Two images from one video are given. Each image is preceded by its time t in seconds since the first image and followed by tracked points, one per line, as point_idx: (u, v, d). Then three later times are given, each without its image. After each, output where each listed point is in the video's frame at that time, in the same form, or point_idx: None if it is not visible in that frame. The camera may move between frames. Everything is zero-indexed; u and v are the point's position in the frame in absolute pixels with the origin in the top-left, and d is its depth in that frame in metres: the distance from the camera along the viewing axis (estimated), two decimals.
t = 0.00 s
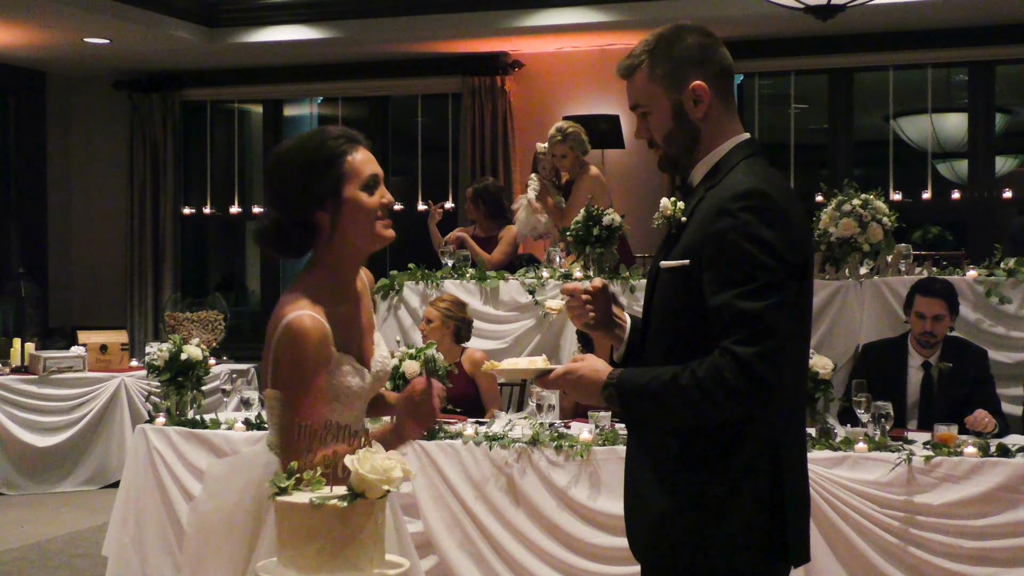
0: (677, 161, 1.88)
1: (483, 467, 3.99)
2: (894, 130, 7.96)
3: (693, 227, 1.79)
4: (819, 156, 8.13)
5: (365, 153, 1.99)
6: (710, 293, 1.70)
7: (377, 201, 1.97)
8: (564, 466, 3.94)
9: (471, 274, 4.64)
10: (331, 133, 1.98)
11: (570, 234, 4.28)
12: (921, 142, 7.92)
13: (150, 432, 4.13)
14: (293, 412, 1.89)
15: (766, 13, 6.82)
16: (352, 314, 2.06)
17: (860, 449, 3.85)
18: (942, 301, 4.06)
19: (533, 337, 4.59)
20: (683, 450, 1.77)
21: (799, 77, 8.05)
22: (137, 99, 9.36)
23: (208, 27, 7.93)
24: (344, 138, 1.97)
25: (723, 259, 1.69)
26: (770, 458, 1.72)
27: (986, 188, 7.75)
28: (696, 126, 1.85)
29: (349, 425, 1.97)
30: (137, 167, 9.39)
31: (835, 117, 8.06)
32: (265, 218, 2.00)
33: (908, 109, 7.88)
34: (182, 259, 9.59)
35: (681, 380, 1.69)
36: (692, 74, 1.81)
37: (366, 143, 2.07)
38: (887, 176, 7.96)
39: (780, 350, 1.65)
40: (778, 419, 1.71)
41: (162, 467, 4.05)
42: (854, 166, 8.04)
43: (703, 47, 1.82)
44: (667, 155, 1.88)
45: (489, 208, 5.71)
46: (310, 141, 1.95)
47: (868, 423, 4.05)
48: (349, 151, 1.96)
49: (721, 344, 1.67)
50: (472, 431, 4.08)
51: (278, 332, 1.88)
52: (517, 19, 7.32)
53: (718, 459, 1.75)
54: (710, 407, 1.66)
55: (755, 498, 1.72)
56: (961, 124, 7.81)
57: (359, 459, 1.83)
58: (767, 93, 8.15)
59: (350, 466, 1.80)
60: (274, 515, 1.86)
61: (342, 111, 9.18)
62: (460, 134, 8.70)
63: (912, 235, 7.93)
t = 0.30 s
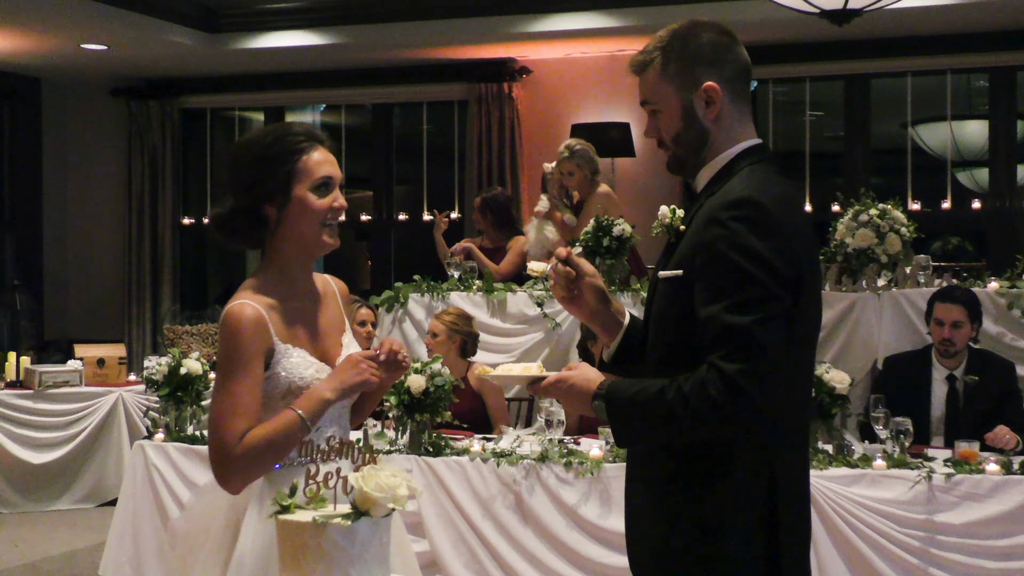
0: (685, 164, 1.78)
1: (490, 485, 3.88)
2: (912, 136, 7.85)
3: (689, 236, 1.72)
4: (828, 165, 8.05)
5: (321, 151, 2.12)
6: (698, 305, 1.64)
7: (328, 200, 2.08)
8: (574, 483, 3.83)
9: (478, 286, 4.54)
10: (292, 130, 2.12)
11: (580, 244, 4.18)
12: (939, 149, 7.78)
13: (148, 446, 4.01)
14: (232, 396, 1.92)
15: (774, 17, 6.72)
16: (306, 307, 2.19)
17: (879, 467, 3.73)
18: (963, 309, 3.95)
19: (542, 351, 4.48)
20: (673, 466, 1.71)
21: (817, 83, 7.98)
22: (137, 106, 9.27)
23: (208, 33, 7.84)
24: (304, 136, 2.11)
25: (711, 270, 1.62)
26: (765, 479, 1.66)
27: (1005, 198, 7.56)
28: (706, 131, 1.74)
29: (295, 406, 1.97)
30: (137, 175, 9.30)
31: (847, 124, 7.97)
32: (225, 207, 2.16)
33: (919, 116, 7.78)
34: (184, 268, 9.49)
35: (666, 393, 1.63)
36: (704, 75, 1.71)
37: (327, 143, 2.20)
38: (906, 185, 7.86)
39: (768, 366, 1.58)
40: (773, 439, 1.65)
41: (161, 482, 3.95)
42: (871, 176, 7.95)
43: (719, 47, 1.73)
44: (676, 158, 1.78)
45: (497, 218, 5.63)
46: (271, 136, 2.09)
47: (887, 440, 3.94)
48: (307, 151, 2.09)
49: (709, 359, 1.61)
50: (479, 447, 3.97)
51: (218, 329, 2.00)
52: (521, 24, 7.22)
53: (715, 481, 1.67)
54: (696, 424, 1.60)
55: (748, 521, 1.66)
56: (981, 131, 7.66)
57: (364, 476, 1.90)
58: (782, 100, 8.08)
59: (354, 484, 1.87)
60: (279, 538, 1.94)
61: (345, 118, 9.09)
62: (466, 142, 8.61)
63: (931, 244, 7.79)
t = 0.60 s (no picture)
0: (708, 168, 1.70)
1: (509, 500, 3.79)
2: (941, 143, 7.77)
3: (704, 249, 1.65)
4: (849, 172, 7.96)
5: (310, 168, 2.11)
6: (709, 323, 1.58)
7: (314, 216, 2.05)
8: (594, 498, 3.74)
9: (496, 297, 4.48)
10: (283, 147, 2.12)
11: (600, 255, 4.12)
12: (971, 156, 7.71)
13: (162, 461, 3.93)
14: (226, 412, 1.91)
15: (795, 22, 6.63)
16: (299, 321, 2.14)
17: (908, 482, 3.63)
18: (981, 321, 3.89)
19: (561, 364, 4.40)
20: (683, 488, 1.64)
21: (841, 89, 7.87)
22: (149, 113, 9.23)
23: (223, 39, 7.78)
24: (292, 152, 2.10)
25: (722, 287, 1.56)
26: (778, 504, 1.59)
27: None
28: (730, 132, 1.66)
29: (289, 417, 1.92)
30: (150, 182, 9.25)
31: (870, 129, 7.88)
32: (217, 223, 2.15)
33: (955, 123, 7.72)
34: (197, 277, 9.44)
35: (677, 417, 1.57)
36: (729, 73, 1.62)
37: (322, 162, 2.19)
38: (934, 194, 7.76)
39: (780, 392, 1.51)
40: (787, 462, 1.59)
41: (174, 497, 3.88)
42: (897, 184, 7.84)
43: (747, 46, 1.64)
44: (698, 161, 1.70)
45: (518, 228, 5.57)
46: (260, 152, 2.09)
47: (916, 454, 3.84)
48: (295, 166, 2.08)
49: (719, 383, 1.54)
50: (498, 461, 3.89)
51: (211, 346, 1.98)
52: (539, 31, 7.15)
53: (731, 505, 1.60)
54: (706, 446, 1.53)
55: (757, 548, 1.59)
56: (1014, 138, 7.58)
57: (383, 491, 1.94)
58: (806, 106, 7.97)
59: (372, 499, 1.91)
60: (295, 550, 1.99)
61: (361, 126, 9.04)
62: (485, 150, 8.54)
63: (959, 254, 7.67)
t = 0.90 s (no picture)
0: (731, 160, 1.67)
1: (529, 501, 3.78)
2: (963, 145, 7.74)
3: (732, 252, 1.65)
4: (869, 174, 7.93)
5: (331, 171, 2.13)
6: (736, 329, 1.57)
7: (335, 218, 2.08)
8: (615, 500, 3.73)
9: (517, 299, 4.51)
10: (304, 150, 2.14)
11: (620, 257, 4.14)
12: (993, 158, 7.69)
13: (183, 461, 3.95)
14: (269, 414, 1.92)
15: (817, 24, 6.62)
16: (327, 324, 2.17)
17: (930, 484, 3.61)
18: (984, 326, 3.91)
19: (583, 364, 4.44)
20: (704, 495, 1.67)
21: (860, 91, 7.85)
22: (170, 116, 9.27)
23: (244, 41, 7.81)
24: (313, 155, 2.12)
25: (751, 291, 1.55)
26: (799, 510, 1.61)
27: None
28: (761, 127, 1.65)
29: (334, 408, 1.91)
30: (168, 184, 9.28)
31: (893, 131, 7.86)
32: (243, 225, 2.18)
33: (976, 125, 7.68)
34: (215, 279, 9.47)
35: (705, 426, 1.57)
36: (766, 69, 1.62)
37: (343, 163, 2.20)
38: (957, 196, 7.73)
39: (809, 403, 1.52)
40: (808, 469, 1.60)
41: (196, 497, 3.89)
42: (920, 186, 7.82)
43: (787, 42, 1.64)
44: (719, 152, 1.67)
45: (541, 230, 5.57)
46: (281, 155, 2.12)
47: (937, 456, 3.83)
48: (316, 169, 2.11)
49: (746, 392, 1.54)
50: (518, 462, 3.89)
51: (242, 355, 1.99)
52: (560, 32, 7.16)
53: (751, 510, 1.63)
54: (732, 456, 1.54)
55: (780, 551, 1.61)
56: None
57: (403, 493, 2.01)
58: (827, 108, 7.96)
59: (393, 501, 1.98)
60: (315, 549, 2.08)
61: (382, 128, 9.06)
62: (505, 152, 8.55)
63: (982, 256, 7.62)
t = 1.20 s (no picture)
0: (730, 165, 1.69)
1: (530, 506, 3.79)
2: (965, 149, 7.71)
3: (731, 258, 1.66)
4: (870, 178, 7.92)
5: (312, 183, 2.19)
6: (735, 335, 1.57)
7: (313, 228, 2.13)
8: (616, 504, 3.73)
9: (517, 303, 4.51)
10: (284, 165, 2.21)
11: (621, 261, 4.15)
12: (994, 162, 7.65)
13: (184, 466, 3.95)
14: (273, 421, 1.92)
15: (817, 29, 6.63)
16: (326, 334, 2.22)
17: (931, 488, 3.61)
18: (992, 341, 3.87)
19: (583, 370, 4.42)
20: (700, 503, 1.67)
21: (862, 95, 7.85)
22: (171, 120, 9.27)
23: (245, 46, 7.82)
24: (293, 169, 2.19)
25: (750, 296, 1.55)
26: (800, 518, 1.61)
27: None
28: (759, 131, 1.65)
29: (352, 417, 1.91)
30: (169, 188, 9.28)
31: (893, 135, 7.86)
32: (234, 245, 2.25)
33: (976, 128, 7.66)
34: (216, 283, 9.46)
35: (705, 433, 1.57)
36: (765, 74, 1.62)
37: (325, 175, 2.26)
38: (958, 199, 7.72)
39: (810, 411, 1.52)
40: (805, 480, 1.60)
41: (196, 502, 3.89)
42: (921, 190, 7.81)
43: (788, 47, 1.64)
44: (719, 157, 1.68)
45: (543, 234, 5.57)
46: (261, 172, 2.19)
47: (938, 461, 3.83)
48: (296, 182, 2.17)
49: (746, 399, 1.55)
50: (519, 467, 3.89)
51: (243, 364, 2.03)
52: (561, 37, 7.16)
53: (749, 518, 1.63)
54: (732, 465, 1.54)
55: (779, 558, 1.61)
56: None
57: (403, 498, 2.01)
58: (828, 112, 7.96)
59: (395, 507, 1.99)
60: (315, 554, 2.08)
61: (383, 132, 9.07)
62: (506, 156, 8.55)
63: (984, 260, 7.61)
